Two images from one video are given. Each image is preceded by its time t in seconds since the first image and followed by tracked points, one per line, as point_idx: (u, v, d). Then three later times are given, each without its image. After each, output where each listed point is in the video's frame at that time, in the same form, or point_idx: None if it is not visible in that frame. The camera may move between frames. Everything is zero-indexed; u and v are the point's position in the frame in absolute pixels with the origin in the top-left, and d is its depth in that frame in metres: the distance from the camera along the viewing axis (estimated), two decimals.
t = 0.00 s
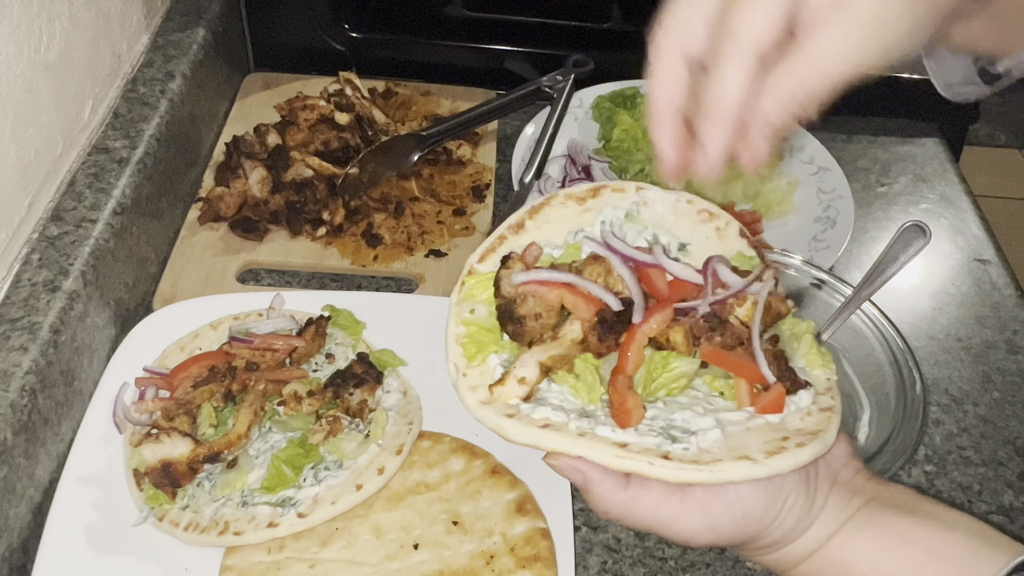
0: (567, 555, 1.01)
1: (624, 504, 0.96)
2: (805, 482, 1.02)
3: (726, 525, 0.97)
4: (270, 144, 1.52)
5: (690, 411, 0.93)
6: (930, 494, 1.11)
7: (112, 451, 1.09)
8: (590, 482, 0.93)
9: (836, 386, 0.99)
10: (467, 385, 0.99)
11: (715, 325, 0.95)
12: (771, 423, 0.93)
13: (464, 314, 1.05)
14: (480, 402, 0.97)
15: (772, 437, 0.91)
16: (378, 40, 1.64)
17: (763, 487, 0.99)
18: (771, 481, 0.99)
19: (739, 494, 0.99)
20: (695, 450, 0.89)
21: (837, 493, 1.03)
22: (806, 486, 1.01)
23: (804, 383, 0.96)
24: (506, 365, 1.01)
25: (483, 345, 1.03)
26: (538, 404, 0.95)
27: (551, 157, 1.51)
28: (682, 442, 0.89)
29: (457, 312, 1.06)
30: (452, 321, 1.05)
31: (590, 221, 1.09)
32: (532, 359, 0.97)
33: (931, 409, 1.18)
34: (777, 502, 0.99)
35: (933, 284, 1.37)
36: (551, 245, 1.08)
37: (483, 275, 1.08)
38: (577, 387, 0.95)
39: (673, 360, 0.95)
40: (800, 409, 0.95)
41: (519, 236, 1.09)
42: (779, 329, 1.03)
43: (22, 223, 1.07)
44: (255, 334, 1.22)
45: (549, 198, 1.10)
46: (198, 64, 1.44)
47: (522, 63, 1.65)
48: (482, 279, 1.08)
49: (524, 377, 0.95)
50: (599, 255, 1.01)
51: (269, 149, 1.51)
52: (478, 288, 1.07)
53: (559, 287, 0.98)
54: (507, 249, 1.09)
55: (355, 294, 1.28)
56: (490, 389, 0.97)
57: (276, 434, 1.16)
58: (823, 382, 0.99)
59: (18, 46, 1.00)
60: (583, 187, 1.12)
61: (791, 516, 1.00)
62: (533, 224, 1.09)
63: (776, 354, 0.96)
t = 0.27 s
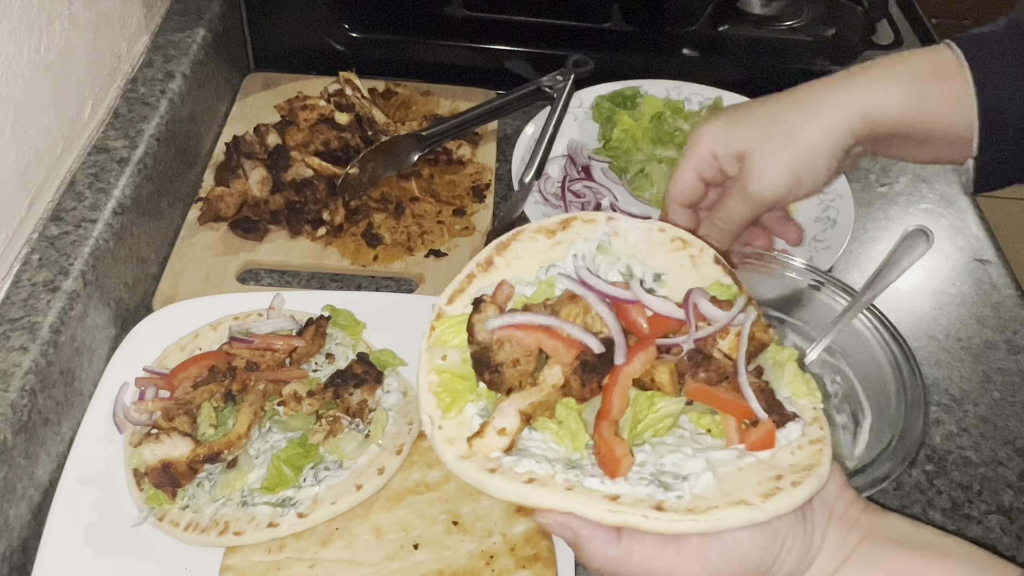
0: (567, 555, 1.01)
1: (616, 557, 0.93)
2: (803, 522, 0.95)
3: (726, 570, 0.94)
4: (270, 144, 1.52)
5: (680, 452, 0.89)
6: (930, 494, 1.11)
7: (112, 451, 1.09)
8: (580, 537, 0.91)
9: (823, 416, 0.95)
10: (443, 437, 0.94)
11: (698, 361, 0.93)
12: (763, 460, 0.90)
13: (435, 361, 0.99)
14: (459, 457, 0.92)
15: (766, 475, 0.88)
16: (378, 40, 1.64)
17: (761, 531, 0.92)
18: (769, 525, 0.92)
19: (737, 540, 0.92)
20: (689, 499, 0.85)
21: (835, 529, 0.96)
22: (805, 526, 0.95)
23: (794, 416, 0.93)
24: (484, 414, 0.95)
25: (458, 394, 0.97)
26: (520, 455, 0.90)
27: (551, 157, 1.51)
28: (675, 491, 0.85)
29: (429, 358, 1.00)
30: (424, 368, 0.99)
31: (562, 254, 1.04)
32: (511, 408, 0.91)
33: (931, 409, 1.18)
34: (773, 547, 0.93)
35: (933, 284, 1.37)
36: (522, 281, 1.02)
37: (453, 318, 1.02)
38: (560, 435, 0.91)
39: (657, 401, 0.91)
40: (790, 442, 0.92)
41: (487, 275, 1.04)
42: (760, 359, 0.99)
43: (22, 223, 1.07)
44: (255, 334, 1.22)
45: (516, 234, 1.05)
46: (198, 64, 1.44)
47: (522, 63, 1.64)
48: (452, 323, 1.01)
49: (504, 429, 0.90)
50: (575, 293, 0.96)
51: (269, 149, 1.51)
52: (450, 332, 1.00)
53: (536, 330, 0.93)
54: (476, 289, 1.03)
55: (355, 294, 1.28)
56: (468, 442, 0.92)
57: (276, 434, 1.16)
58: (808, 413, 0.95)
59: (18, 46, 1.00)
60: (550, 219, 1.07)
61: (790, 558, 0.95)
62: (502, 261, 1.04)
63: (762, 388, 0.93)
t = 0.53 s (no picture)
0: (567, 555, 1.01)
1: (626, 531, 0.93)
2: (813, 498, 0.93)
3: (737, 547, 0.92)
4: (270, 144, 1.52)
5: (690, 429, 0.89)
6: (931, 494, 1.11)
7: (112, 451, 1.09)
8: (590, 508, 0.92)
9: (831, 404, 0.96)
10: (450, 412, 0.93)
11: (706, 339, 0.92)
12: (772, 440, 0.89)
13: (443, 340, 0.98)
14: (465, 429, 0.90)
15: (776, 452, 0.88)
16: (378, 40, 1.65)
17: (772, 505, 0.91)
18: (780, 499, 0.91)
19: (748, 514, 0.91)
20: (700, 469, 0.84)
21: (846, 511, 0.93)
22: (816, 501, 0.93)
23: (802, 400, 0.93)
24: (491, 392, 0.94)
25: (465, 370, 0.95)
26: (528, 428, 0.89)
27: (551, 157, 1.51)
28: (685, 461, 0.85)
29: (436, 338, 0.98)
30: (431, 347, 0.98)
31: (569, 246, 1.02)
32: (519, 381, 0.90)
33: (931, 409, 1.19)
34: (784, 523, 0.91)
35: (933, 284, 1.37)
36: (531, 270, 1.01)
37: (461, 298, 1.01)
38: (568, 411, 0.90)
39: (667, 377, 0.89)
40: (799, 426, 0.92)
41: (496, 262, 1.02)
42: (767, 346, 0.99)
43: (22, 223, 1.07)
44: (255, 334, 1.22)
45: (525, 222, 1.04)
46: (198, 64, 1.44)
47: (522, 63, 1.63)
48: (460, 304, 1.00)
49: (512, 402, 0.89)
50: (583, 272, 0.95)
51: (269, 149, 1.52)
52: (458, 311, 0.99)
53: (544, 302, 0.92)
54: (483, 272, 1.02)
55: (355, 294, 1.28)
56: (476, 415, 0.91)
57: (276, 434, 1.16)
58: (817, 401, 0.95)
59: (18, 46, 1.00)
60: (558, 210, 1.04)
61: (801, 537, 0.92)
62: (509, 250, 1.02)
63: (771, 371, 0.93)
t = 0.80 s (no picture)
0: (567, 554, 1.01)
1: (663, 551, 0.94)
2: (849, 515, 0.97)
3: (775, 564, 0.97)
4: (270, 144, 1.52)
5: (720, 445, 0.88)
6: (930, 494, 1.11)
7: (112, 451, 1.09)
8: (624, 531, 0.90)
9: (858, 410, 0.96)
10: (472, 431, 0.91)
11: (735, 351, 0.92)
12: (805, 453, 0.90)
13: (461, 352, 0.96)
14: (491, 449, 0.89)
15: (812, 467, 0.88)
16: (378, 40, 1.64)
17: (808, 524, 0.96)
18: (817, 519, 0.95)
19: (785, 534, 0.96)
20: (737, 489, 0.84)
21: (881, 525, 0.99)
22: (851, 519, 0.97)
23: (832, 410, 0.93)
24: (514, 408, 0.92)
25: (487, 385, 0.94)
26: (555, 447, 0.88)
27: (551, 156, 1.51)
28: (721, 481, 0.85)
29: (453, 350, 0.96)
30: (449, 360, 0.96)
31: (585, 248, 1.01)
32: (545, 398, 0.89)
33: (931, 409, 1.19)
34: (822, 541, 0.96)
35: (933, 284, 1.37)
36: (547, 275, 1.00)
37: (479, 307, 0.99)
38: (596, 427, 0.89)
39: (696, 392, 0.91)
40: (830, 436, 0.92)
41: (510, 266, 1.01)
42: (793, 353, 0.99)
43: (22, 222, 1.07)
44: (255, 334, 1.22)
45: (539, 225, 1.03)
46: (198, 64, 1.44)
47: (522, 63, 1.64)
48: (475, 315, 0.98)
49: (539, 419, 0.88)
50: (608, 281, 0.95)
51: (269, 149, 1.52)
52: (476, 322, 0.97)
53: (571, 315, 0.91)
54: (497, 281, 1.00)
55: (354, 294, 1.28)
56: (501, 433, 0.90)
57: (276, 434, 1.16)
58: (844, 408, 0.95)
59: (18, 46, 1.00)
60: (574, 212, 1.04)
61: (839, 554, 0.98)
62: (525, 253, 1.01)
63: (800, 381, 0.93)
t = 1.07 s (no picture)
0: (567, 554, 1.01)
1: None
2: (847, 540, 0.98)
3: None
4: (270, 144, 1.52)
5: (717, 470, 0.88)
6: (930, 494, 1.11)
7: (112, 451, 1.09)
8: (622, 558, 0.91)
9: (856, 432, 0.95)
10: (468, 455, 0.93)
11: (733, 374, 0.92)
12: (802, 477, 0.89)
13: (458, 375, 0.98)
14: (488, 474, 0.90)
15: (810, 492, 0.88)
16: (379, 40, 1.64)
17: (806, 549, 0.95)
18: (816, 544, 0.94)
19: (783, 560, 0.94)
20: (734, 516, 0.84)
21: (879, 549, 0.99)
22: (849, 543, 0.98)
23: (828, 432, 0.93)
24: (511, 431, 0.94)
25: (485, 410, 0.95)
26: (553, 473, 0.88)
27: (551, 157, 1.51)
28: (719, 507, 0.85)
29: (450, 373, 0.98)
30: (446, 384, 0.98)
31: (583, 268, 1.04)
32: (543, 423, 0.89)
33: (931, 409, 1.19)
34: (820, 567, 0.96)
35: (934, 284, 1.37)
36: (544, 296, 1.02)
37: (477, 330, 1.01)
38: (592, 452, 0.89)
39: (693, 417, 0.91)
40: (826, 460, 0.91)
41: (508, 287, 1.03)
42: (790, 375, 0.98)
43: (22, 222, 1.07)
44: (255, 334, 1.22)
45: (537, 246, 1.06)
46: (198, 64, 1.44)
47: (522, 63, 1.64)
48: (474, 341, 1.00)
49: (535, 445, 0.88)
50: (606, 304, 0.95)
51: (269, 149, 1.51)
52: (473, 345, 0.99)
53: (568, 340, 0.92)
54: (497, 301, 1.03)
55: (355, 294, 1.28)
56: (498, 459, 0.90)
57: (276, 434, 1.16)
58: (841, 430, 0.94)
59: (18, 46, 1.00)
60: (571, 232, 1.07)
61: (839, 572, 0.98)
62: (521, 273, 1.04)
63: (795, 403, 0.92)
